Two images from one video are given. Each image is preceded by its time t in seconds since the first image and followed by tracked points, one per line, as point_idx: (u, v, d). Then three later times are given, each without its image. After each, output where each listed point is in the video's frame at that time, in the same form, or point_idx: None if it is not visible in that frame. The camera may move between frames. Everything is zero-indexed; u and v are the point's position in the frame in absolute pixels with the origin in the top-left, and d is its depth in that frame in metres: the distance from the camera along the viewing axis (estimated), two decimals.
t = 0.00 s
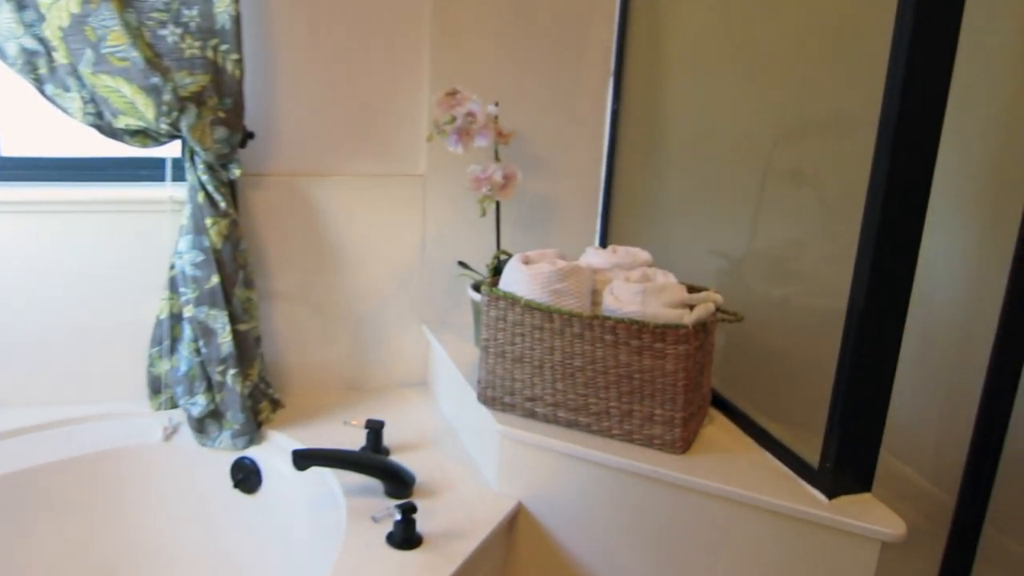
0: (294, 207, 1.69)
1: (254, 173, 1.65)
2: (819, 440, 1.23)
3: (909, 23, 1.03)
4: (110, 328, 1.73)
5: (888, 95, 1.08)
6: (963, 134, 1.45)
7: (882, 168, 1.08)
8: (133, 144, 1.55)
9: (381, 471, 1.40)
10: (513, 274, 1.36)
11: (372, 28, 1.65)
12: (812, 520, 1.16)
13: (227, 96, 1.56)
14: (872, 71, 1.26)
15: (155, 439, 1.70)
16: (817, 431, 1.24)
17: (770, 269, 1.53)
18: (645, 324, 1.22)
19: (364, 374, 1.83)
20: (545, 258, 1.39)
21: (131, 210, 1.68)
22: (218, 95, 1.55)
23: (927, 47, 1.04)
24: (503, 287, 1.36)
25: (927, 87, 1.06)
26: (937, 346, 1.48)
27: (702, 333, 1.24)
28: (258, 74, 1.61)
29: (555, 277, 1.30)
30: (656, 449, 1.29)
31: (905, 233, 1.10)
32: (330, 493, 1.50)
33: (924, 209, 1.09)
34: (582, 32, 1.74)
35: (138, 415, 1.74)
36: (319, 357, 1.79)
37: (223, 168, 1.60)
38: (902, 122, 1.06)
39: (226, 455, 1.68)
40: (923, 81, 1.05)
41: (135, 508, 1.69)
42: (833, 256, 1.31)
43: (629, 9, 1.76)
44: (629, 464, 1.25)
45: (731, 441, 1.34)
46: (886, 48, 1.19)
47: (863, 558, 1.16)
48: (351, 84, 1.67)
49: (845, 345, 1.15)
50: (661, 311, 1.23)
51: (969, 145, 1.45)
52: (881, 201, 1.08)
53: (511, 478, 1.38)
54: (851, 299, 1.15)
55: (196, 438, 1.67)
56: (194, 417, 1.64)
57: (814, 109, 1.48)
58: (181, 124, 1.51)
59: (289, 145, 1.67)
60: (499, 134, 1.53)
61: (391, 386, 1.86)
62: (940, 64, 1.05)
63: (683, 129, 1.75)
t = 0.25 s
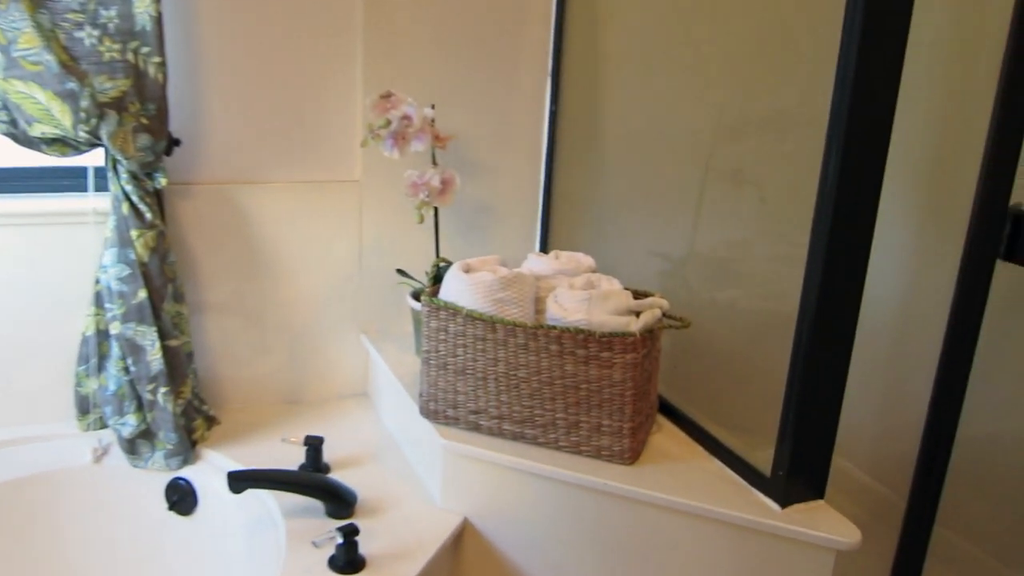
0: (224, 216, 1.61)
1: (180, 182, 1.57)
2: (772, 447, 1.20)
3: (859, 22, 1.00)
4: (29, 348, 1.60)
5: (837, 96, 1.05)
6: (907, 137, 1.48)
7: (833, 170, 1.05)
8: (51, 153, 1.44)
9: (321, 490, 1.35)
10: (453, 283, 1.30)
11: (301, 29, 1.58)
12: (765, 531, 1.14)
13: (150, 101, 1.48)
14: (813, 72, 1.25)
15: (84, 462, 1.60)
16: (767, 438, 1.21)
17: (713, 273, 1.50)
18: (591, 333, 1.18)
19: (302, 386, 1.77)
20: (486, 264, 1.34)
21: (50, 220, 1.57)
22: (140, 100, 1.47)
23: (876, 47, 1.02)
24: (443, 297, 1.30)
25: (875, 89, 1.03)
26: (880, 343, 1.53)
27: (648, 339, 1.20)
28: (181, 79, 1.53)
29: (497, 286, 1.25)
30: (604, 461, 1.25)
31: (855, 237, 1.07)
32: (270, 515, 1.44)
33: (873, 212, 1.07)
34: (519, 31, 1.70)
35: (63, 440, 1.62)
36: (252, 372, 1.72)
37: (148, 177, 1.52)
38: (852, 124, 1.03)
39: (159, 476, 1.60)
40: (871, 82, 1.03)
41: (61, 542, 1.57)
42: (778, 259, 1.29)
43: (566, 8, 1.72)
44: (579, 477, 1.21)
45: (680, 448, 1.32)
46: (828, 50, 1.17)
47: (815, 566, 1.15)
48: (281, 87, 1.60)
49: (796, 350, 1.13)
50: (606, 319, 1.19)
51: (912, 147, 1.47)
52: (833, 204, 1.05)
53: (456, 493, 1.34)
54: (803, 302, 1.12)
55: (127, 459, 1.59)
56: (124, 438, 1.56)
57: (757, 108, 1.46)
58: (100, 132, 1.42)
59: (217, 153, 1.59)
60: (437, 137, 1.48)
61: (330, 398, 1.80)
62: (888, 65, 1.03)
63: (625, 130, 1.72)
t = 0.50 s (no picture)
0: (151, 229, 1.54)
1: (104, 195, 1.50)
2: (717, 455, 1.20)
3: (798, 23, 0.99)
4: None
5: (778, 97, 1.04)
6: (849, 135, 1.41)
7: (774, 173, 1.04)
8: None
9: (257, 511, 1.29)
10: (389, 293, 1.24)
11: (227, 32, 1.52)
12: (716, 541, 1.13)
13: (69, 109, 1.40)
14: (751, 74, 1.24)
15: (10, 489, 1.48)
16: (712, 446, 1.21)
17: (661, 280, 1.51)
18: (533, 344, 1.15)
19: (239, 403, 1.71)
20: (423, 276, 1.30)
21: None
22: (58, 109, 1.39)
23: (816, 48, 1.00)
24: (380, 308, 1.25)
25: (815, 90, 1.02)
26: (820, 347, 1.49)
27: (591, 348, 1.18)
28: (102, 87, 1.46)
29: (436, 296, 1.20)
30: (550, 473, 1.23)
31: (797, 240, 1.07)
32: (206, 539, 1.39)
33: (815, 215, 1.07)
34: (455, 32, 1.66)
35: None
36: (184, 390, 1.65)
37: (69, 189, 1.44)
38: (793, 126, 1.02)
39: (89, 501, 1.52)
40: (812, 83, 1.02)
41: None
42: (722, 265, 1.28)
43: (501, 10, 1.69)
44: (524, 492, 1.18)
45: (625, 459, 1.31)
46: (766, 53, 1.16)
47: (764, 572, 1.14)
48: (208, 93, 1.54)
49: (741, 358, 1.12)
50: (549, 328, 1.16)
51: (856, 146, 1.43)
52: (776, 207, 1.04)
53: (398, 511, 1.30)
54: (748, 309, 1.11)
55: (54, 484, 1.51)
56: (52, 462, 1.49)
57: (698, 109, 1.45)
58: (14, 143, 1.34)
59: (142, 163, 1.52)
60: (372, 144, 1.44)
61: (267, 414, 1.74)
62: (827, 67, 1.02)
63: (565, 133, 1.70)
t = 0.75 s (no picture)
0: (75, 245, 1.47)
1: (22, 211, 1.42)
2: (661, 465, 1.20)
3: (732, 26, 0.99)
4: None
5: (715, 100, 1.03)
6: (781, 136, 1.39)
7: (712, 179, 1.05)
8: None
9: (191, 538, 1.24)
10: (324, 309, 1.20)
11: (148, 40, 1.46)
12: (655, 553, 1.13)
13: None
14: (688, 79, 1.23)
15: None
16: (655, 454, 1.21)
17: (606, 291, 1.56)
18: (473, 357, 1.12)
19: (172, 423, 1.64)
20: (359, 291, 1.26)
21: None
22: None
23: (750, 51, 1.00)
24: (315, 324, 1.20)
25: (751, 92, 1.02)
26: (761, 355, 1.48)
27: (533, 361, 1.15)
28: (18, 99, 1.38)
29: (373, 310, 1.16)
30: (494, 489, 1.20)
31: (735, 249, 1.08)
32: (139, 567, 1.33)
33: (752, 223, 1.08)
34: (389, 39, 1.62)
35: None
36: (111, 412, 1.58)
37: None
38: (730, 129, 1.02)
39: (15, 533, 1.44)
40: (747, 86, 1.02)
41: None
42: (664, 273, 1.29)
43: (436, 14, 1.65)
44: (468, 509, 1.16)
45: (571, 473, 1.32)
46: (701, 55, 1.15)
47: None
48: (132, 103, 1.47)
49: (683, 365, 1.13)
50: (489, 342, 1.14)
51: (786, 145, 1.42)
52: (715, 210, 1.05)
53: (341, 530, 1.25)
54: (687, 318, 1.12)
55: None
56: None
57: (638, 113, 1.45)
58: None
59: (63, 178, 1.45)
60: (305, 155, 1.40)
61: (202, 435, 1.68)
62: (761, 76, 1.02)
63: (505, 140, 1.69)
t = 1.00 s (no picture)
0: None
1: None
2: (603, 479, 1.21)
3: (660, 40, 0.99)
4: None
5: (646, 112, 1.03)
6: (711, 174, 1.44)
7: (647, 192, 1.05)
8: None
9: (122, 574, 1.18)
10: (256, 329, 1.16)
11: (71, 54, 1.39)
12: (598, 569, 1.12)
13: None
14: (624, 92, 1.24)
15: None
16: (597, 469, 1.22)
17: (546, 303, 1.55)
18: (411, 378, 1.10)
19: (100, 451, 1.57)
20: (292, 310, 1.22)
21: None
22: None
23: (679, 64, 1.00)
24: (246, 345, 1.16)
25: (682, 106, 1.02)
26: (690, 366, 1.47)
27: (473, 379, 1.14)
28: None
29: (306, 331, 1.12)
30: (435, 510, 1.17)
31: (672, 259, 1.09)
32: None
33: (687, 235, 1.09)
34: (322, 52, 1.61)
35: None
36: (33, 445, 1.49)
37: None
38: (662, 142, 1.02)
39: None
40: (677, 99, 1.02)
41: None
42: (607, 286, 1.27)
43: (370, 24, 1.64)
44: (409, 530, 1.13)
45: (512, 490, 1.30)
46: (636, 69, 1.15)
47: None
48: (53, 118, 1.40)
49: (622, 382, 1.14)
50: (427, 360, 1.12)
51: (717, 180, 1.46)
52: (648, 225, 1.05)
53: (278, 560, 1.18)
54: (624, 329, 1.13)
55: None
56: None
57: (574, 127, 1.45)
58: None
59: None
60: (231, 167, 1.38)
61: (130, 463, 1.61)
62: (694, 91, 1.03)
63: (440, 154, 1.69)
